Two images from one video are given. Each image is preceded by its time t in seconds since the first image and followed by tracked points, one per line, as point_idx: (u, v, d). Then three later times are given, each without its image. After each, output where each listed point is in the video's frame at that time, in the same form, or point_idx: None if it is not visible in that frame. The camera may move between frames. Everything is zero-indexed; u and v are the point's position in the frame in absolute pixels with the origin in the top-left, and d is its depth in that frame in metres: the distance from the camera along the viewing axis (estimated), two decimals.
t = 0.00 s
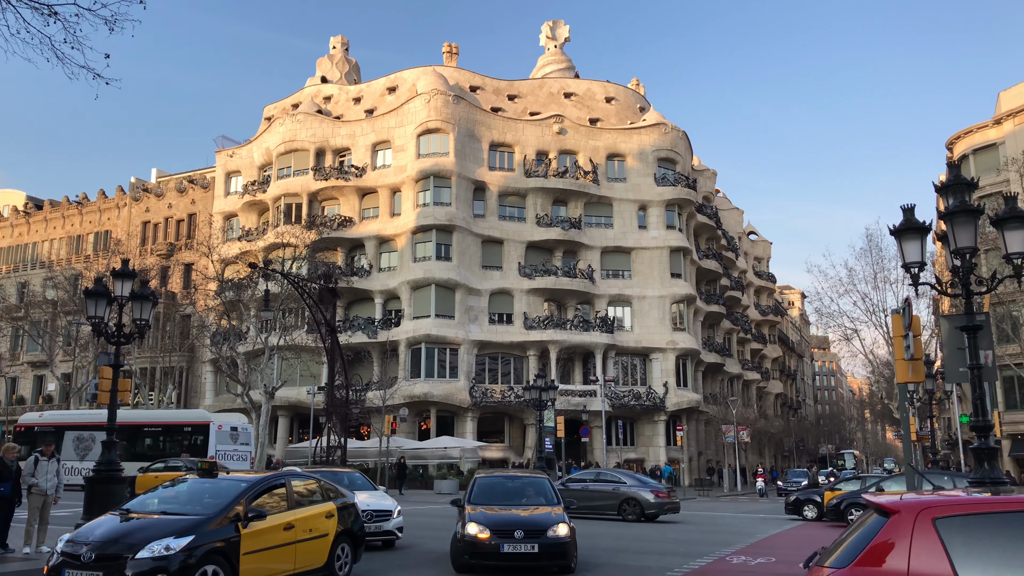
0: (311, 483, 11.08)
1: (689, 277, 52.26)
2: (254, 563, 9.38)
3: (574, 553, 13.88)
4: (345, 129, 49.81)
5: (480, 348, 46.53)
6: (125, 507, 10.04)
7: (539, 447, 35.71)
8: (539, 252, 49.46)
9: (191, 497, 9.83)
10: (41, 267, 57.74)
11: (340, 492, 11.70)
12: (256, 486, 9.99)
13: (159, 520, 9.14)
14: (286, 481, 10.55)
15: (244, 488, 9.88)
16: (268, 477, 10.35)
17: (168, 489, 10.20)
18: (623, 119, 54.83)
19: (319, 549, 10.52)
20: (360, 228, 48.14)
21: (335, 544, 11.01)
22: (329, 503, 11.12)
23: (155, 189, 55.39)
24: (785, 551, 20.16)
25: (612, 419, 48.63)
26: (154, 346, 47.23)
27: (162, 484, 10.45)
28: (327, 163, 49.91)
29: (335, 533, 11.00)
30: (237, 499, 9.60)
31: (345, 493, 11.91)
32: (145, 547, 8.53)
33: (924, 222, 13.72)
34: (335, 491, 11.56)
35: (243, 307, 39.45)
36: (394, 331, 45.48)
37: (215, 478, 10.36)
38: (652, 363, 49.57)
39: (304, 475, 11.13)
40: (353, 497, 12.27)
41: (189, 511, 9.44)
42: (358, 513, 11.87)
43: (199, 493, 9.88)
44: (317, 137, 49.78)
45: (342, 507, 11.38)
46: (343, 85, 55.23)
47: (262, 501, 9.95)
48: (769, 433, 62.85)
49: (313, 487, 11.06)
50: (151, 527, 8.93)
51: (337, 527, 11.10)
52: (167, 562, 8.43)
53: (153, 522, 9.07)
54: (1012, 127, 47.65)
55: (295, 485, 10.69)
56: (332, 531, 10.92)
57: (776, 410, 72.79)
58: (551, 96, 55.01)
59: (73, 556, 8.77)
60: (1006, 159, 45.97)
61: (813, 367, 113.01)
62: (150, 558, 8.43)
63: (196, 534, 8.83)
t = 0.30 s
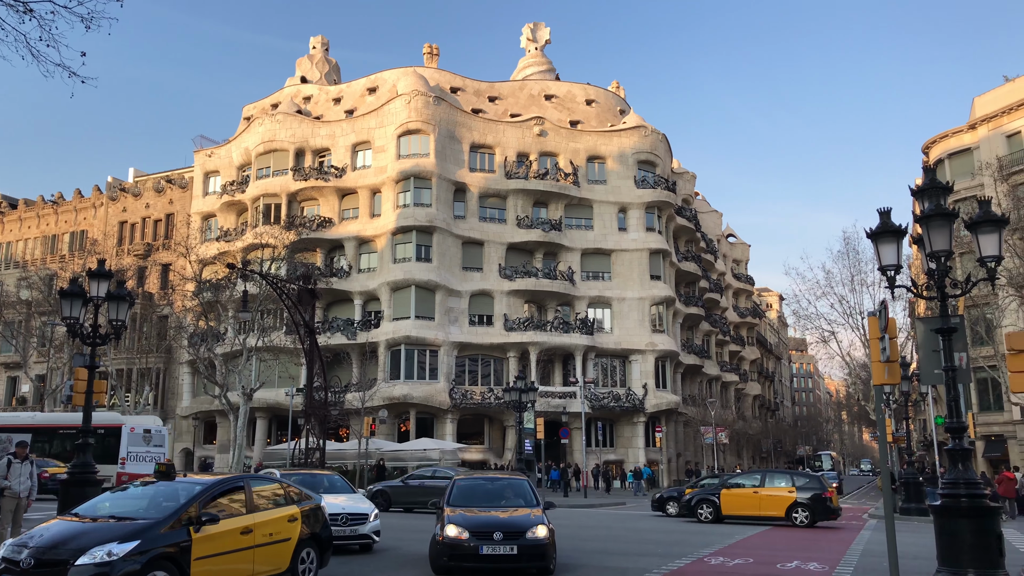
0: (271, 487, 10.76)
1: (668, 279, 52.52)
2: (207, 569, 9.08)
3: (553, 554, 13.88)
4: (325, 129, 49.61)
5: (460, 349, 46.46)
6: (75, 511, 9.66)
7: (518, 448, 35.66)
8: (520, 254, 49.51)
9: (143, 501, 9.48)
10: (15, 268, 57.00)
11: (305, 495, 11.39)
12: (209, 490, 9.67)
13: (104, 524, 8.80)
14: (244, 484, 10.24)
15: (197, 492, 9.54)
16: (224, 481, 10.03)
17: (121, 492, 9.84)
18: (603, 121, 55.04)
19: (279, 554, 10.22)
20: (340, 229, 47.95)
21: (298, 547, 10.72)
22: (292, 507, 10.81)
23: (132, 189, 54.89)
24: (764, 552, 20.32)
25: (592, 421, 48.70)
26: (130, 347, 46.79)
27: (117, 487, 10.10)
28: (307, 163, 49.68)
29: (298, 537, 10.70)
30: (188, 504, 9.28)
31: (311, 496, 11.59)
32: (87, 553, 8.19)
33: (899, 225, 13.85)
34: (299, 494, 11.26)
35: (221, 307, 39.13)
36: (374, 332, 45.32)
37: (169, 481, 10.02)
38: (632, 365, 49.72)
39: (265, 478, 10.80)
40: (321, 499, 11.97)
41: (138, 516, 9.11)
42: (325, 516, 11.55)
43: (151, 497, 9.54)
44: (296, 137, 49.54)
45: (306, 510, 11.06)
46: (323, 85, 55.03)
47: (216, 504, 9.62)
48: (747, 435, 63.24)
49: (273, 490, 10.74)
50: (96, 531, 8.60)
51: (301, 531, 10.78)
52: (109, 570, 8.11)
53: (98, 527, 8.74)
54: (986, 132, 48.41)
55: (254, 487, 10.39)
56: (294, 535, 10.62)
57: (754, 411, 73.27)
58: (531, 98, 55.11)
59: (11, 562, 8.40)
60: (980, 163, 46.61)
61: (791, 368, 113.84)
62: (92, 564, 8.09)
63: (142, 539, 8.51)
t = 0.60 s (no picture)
0: (233, 489, 10.36)
1: (649, 281, 52.74)
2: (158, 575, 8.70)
3: (533, 556, 13.91)
4: (307, 128, 49.42)
5: (441, 350, 46.41)
6: (22, 515, 9.24)
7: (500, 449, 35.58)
8: (501, 255, 49.53)
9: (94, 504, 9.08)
10: None
11: (271, 497, 10.96)
12: (163, 492, 9.28)
13: (48, 528, 8.42)
14: (203, 486, 9.85)
15: (150, 494, 9.15)
16: (182, 482, 9.64)
17: (73, 495, 9.44)
18: (585, 123, 55.19)
19: (240, 558, 9.81)
20: (321, 229, 47.78)
21: (262, 550, 10.31)
22: (256, 509, 10.41)
23: (110, 188, 54.43)
24: (742, 553, 20.46)
25: (573, 422, 48.78)
26: (108, 347, 46.42)
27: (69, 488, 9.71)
28: (288, 163, 49.45)
29: (262, 539, 10.30)
30: (139, 506, 8.90)
31: (278, 498, 11.16)
32: (27, 558, 7.78)
33: (878, 227, 13.97)
34: (264, 497, 10.84)
35: (201, 307, 38.86)
36: (355, 333, 45.18)
37: (124, 482, 9.61)
38: (613, 366, 49.87)
39: (228, 480, 10.40)
40: (289, 501, 11.54)
41: (86, 519, 8.72)
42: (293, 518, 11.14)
43: (103, 500, 9.15)
44: (277, 137, 49.31)
45: (272, 512, 10.65)
46: (305, 85, 54.82)
47: (171, 507, 9.23)
48: (727, 436, 63.63)
49: (235, 492, 10.33)
50: (39, 535, 8.21)
51: (265, 533, 10.38)
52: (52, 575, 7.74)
53: (41, 531, 8.35)
54: (964, 136, 49.05)
55: (214, 490, 10.00)
56: (258, 538, 10.21)
57: (734, 412, 73.78)
58: (514, 99, 55.19)
59: None
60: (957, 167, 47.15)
61: (770, 370, 114.59)
62: (32, 569, 7.70)
63: (86, 543, 8.13)
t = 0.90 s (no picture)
0: (189, 490, 10.09)
1: (628, 282, 52.96)
2: None
3: (510, 556, 13.92)
4: (286, 127, 49.14)
5: (420, 351, 46.32)
6: None
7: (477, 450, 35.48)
8: (481, 256, 49.51)
9: (38, 505, 8.78)
10: None
11: (229, 498, 10.70)
12: (111, 493, 9.00)
13: None
14: (155, 486, 9.57)
15: (98, 494, 8.88)
16: (132, 483, 9.37)
17: (19, 496, 9.15)
18: (565, 124, 55.35)
19: (194, 560, 9.55)
20: (299, 228, 47.54)
21: (219, 553, 10.05)
22: (213, 510, 10.16)
23: (86, 184, 53.85)
24: (718, 553, 20.56)
25: (551, 422, 48.85)
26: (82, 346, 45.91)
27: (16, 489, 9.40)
28: (266, 161, 49.15)
29: (219, 542, 10.04)
30: (86, 508, 8.62)
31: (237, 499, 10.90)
32: None
33: (854, 231, 14.09)
34: (223, 498, 10.58)
35: (177, 306, 38.50)
36: (332, 332, 45.00)
37: (72, 484, 9.32)
38: (591, 367, 50.01)
39: (183, 481, 10.13)
40: (250, 502, 11.28)
41: (30, 521, 8.44)
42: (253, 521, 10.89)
43: (49, 501, 8.87)
44: (256, 135, 49.00)
45: (230, 514, 10.40)
46: (284, 83, 54.52)
47: (120, 508, 8.97)
48: (703, 437, 63.99)
49: (190, 493, 10.06)
50: None
51: (222, 535, 10.12)
52: None
53: None
54: (939, 142, 49.67)
55: (168, 491, 9.73)
56: (214, 540, 9.96)
57: (711, 413, 74.17)
58: (495, 99, 55.21)
59: None
60: (932, 172, 47.75)
61: (747, 372, 115.42)
62: None
63: (26, 546, 7.83)
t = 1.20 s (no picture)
0: (143, 489, 9.88)
1: (606, 282, 53.16)
2: None
3: (485, 554, 13.93)
4: (263, 122, 48.82)
5: (397, 349, 46.22)
6: None
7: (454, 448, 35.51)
8: (459, 254, 49.45)
9: None
10: None
11: (187, 498, 10.52)
12: (62, 490, 8.73)
13: None
14: (108, 484, 9.34)
15: (47, 491, 8.61)
16: (84, 480, 9.13)
17: None
18: (545, 124, 55.43)
19: (150, 560, 9.33)
20: (276, 225, 47.27)
21: (176, 553, 9.84)
22: (169, 509, 9.97)
23: (59, 178, 53.21)
24: (693, 552, 20.65)
25: (528, 421, 48.95)
26: (55, 341, 45.37)
27: None
28: (244, 156, 48.81)
29: (176, 541, 9.84)
30: (35, 505, 8.33)
31: (196, 498, 10.72)
32: None
33: (829, 232, 14.23)
34: (179, 498, 10.39)
35: (152, 302, 38.15)
36: (309, 330, 44.81)
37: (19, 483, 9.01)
38: (568, 366, 50.11)
39: (138, 480, 9.92)
40: (208, 501, 11.10)
41: None
42: (211, 520, 10.71)
43: None
44: (233, 130, 48.65)
45: (186, 513, 10.22)
46: (262, 78, 54.16)
47: (71, 506, 8.71)
48: (679, 436, 64.37)
49: (144, 492, 9.85)
50: None
51: (179, 534, 9.93)
52: None
53: None
54: (914, 145, 50.22)
55: (121, 489, 9.52)
56: (170, 539, 9.76)
57: (687, 413, 74.61)
58: (474, 97, 55.20)
59: None
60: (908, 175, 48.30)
61: (723, 372, 116.23)
62: None
63: None
